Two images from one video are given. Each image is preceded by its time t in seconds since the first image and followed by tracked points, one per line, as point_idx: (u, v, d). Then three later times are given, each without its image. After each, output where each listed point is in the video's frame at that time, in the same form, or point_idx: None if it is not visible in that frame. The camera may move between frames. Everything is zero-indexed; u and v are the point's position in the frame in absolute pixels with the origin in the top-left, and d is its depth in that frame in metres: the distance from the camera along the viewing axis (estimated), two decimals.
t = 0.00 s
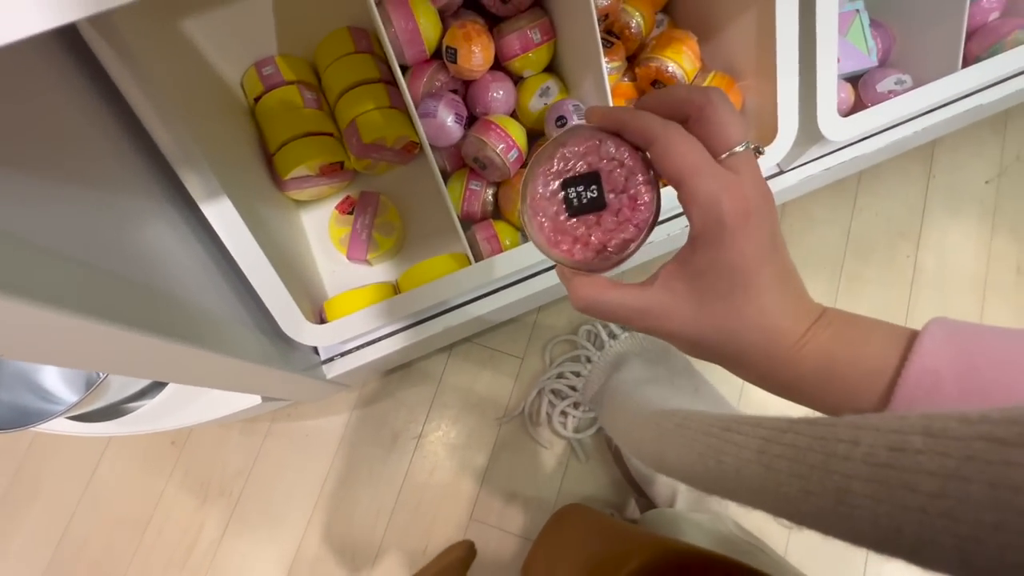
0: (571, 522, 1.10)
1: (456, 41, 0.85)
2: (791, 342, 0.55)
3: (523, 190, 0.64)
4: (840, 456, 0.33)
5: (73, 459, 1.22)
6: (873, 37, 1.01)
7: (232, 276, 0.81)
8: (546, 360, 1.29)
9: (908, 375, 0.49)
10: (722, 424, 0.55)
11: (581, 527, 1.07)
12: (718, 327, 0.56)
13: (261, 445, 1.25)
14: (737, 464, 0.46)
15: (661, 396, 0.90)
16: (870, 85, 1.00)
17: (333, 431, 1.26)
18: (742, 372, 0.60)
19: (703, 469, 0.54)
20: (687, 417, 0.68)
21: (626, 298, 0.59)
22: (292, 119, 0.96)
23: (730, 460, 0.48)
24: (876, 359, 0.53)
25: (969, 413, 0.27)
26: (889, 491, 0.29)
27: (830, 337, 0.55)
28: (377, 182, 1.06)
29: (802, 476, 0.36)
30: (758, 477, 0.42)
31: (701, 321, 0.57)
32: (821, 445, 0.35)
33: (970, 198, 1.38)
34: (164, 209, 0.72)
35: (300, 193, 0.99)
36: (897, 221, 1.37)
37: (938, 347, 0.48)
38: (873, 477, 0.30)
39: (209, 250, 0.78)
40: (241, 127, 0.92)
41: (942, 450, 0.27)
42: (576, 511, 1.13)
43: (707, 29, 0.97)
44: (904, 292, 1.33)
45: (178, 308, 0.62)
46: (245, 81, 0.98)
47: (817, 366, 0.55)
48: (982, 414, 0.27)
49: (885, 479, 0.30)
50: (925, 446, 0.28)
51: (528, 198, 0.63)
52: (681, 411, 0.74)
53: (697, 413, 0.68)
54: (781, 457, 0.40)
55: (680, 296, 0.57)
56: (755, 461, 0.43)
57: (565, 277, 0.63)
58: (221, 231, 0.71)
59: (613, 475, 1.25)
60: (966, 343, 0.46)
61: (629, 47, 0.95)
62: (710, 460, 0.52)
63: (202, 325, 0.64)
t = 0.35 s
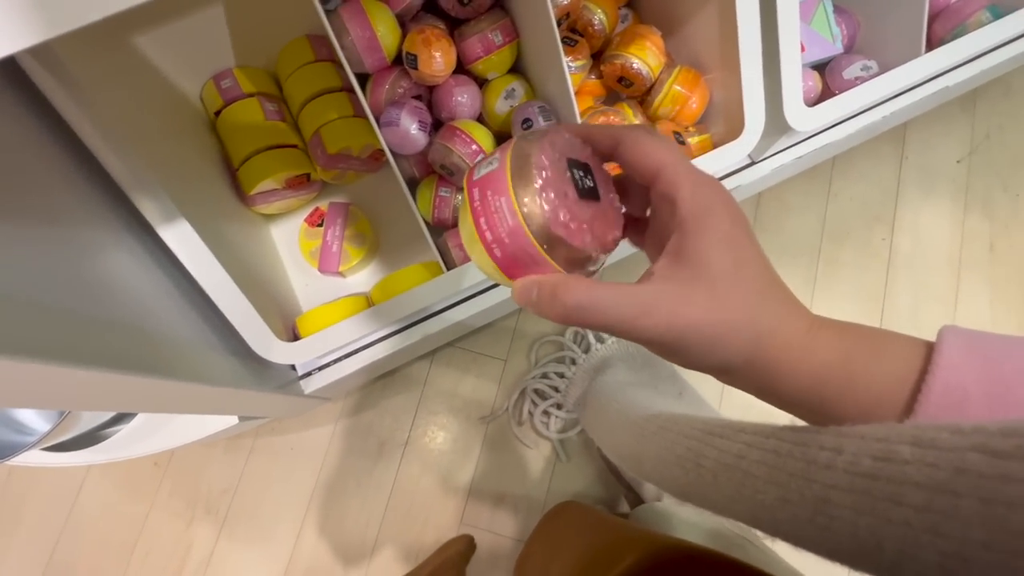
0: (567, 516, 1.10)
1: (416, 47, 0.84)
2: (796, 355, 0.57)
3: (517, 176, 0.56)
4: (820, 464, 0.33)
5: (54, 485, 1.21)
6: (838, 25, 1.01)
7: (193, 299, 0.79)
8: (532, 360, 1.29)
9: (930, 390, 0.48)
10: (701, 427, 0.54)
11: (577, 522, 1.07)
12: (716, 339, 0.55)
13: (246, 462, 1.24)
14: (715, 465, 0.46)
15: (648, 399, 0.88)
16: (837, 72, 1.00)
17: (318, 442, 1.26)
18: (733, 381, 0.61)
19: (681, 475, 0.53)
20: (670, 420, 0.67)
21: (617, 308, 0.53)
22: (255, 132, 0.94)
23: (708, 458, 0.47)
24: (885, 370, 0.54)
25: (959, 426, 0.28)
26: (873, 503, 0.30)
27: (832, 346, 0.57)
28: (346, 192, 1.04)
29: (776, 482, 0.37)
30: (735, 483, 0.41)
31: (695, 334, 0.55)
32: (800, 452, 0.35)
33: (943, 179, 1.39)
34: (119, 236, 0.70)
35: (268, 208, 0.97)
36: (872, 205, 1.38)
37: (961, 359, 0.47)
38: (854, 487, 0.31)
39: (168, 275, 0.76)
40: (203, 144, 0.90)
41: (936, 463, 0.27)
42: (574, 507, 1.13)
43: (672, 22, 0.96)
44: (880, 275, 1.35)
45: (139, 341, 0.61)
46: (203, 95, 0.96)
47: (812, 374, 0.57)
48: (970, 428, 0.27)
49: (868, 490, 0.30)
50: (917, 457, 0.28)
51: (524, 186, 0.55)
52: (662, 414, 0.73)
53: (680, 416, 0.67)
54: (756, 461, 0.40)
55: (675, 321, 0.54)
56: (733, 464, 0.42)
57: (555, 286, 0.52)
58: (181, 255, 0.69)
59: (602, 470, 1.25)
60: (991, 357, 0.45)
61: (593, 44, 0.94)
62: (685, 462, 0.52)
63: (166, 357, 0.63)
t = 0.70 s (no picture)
0: (569, 523, 1.10)
1: (376, 49, 0.80)
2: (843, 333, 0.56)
3: (575, 123, 0.56)
4: (833, 472, 0.34)
5: (32, 513, 1.17)
6: (815, 8, 0.98)
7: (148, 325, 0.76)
8: (519, 362, 1.26)
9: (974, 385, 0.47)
10: (701, 430, 0.54)
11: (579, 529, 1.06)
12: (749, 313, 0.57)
13: (229, 479, 1.21)
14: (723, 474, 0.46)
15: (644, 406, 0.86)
16: (816, 57, 0.97)
17: (302, 457, 1.23)
18: (768, 354, 0.60)
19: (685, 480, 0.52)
20: (666, 424, 0.65)
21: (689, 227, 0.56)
22: (213, 144, 0.90)
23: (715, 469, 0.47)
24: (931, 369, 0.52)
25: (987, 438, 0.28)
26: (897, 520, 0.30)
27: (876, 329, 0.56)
28: (315, 201, 1.00)
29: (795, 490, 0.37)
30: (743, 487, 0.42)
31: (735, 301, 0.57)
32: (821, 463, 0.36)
33: (928, 160, 1.36)
34: (64, 264, 0.66)
35: (233, 221, 0.93)
36: (857, 189, 1.35)
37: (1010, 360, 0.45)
38: (872, 497, 0.31)
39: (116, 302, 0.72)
40: (157, 158, 0.86)
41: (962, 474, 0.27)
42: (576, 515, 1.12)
43: (644, 12, 0.92)
44: (867, 261, 1.33)
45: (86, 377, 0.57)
46: (158, 106, 0.91)
47: (850, 353, 0.55)
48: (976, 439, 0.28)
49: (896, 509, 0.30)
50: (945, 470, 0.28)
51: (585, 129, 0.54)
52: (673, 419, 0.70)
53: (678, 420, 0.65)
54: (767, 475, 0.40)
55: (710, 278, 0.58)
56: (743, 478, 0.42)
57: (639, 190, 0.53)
58: (133, 281, 0.66)
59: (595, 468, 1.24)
60: None
61: (563, 38, 0.91)
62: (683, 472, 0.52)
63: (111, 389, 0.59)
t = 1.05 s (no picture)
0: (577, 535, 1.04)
1: (341, 46, 0.74)
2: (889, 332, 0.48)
3: (564, 129, 0.50)
4: (874, 490, 0.31)
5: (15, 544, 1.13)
6: None
7: (104, 359, 0.70)
8: (517, 369, 1.21)
9: None
10: (721, 436, 0.49)
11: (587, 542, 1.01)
12: (780, 312, 0.50)
13: (218, 503, 1.17)
14: (731, 487, 0.42)
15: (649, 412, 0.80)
16: (817, 38, 0.91)
17: (293, 475, 1.18)
18: (802, 361, 0.53)
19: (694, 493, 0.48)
20: (682, 429, 0.59)
21: (698, 239, 0.47)
22: (174, 155, 0.83)
23: (727, 483, 0.43)
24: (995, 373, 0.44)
25: None
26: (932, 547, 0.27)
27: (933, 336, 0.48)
28: (290, 211, 0.95)
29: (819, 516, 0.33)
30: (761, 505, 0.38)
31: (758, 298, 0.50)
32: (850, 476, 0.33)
33: (935, 140, 1.30)
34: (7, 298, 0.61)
35: (202, 237, 0.87)
36: (861, 174, 1.30)
37: None
38: (918, 518, 0.28)
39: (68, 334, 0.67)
40: (114, 173, 0.80)
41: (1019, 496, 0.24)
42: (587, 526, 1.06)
43: None
44: (874, 248, 1.27)
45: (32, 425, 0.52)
46: (114, 117, 0.85)
47: (901, 353, 0.47)
48: None
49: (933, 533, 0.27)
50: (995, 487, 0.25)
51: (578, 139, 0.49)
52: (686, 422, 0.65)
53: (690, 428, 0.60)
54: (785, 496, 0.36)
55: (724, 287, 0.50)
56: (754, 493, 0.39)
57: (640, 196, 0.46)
58: (85, 313, 0.60)
59: (598, 475, 1.20)
60: None
61: (546, 27, 0.85)
62: (691, 482, 0.49)
63: (58, 435, 0.54)
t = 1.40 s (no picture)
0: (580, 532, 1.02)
1: (333, 41, 0.71)
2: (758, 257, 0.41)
3: (427, 197, 0.60)
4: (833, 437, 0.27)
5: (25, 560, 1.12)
6: None
7: (96, 374, 0.67)
8: (527, 366, 1.20)
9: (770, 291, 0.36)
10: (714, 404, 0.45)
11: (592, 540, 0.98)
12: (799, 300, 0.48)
13: (227, 512, 1.16)
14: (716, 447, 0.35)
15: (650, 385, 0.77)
16: (828, 15, 0.87)
17: (300, 481, 1.17)
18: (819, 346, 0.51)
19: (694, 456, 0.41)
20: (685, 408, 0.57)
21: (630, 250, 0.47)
22: (166, 159, 0.81)
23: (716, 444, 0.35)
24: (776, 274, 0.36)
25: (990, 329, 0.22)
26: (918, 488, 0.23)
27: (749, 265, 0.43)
28: (287, 214, 0.92)
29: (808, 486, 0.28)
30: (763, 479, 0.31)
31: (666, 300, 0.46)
32: (794, 419, 0.28)
33: (948, 118, 1.26)
34: None
35: (198, 243, 0.85)
36: (873, 156, 1.26)
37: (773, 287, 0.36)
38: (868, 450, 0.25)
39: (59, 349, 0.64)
40: (103, 181, 0.77)
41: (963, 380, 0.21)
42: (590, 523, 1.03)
43: None
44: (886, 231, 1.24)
45: (26, 448, 0.50)
46: (103, 122, 0.83)
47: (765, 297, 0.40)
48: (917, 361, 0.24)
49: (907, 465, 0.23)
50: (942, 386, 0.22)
51: (436, 207, 0.60)
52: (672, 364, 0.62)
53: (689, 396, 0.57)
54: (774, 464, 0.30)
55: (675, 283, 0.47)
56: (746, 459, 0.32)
57: (469, 253, 0.56)
58: (76, 326, 0.58)
59: (612, 471, 1.18)
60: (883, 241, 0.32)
61: (546, 14, 0.82)
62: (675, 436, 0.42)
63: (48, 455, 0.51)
